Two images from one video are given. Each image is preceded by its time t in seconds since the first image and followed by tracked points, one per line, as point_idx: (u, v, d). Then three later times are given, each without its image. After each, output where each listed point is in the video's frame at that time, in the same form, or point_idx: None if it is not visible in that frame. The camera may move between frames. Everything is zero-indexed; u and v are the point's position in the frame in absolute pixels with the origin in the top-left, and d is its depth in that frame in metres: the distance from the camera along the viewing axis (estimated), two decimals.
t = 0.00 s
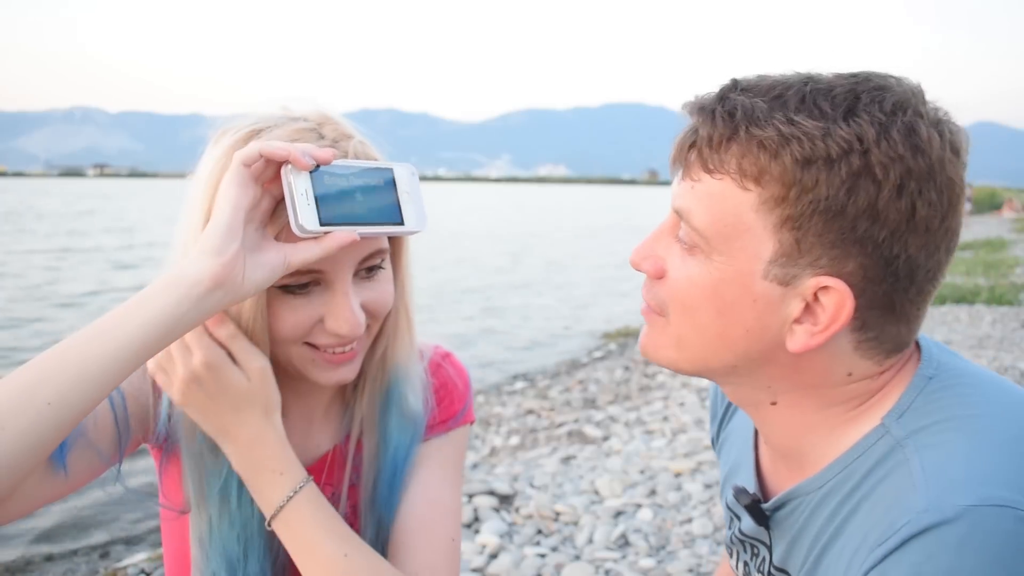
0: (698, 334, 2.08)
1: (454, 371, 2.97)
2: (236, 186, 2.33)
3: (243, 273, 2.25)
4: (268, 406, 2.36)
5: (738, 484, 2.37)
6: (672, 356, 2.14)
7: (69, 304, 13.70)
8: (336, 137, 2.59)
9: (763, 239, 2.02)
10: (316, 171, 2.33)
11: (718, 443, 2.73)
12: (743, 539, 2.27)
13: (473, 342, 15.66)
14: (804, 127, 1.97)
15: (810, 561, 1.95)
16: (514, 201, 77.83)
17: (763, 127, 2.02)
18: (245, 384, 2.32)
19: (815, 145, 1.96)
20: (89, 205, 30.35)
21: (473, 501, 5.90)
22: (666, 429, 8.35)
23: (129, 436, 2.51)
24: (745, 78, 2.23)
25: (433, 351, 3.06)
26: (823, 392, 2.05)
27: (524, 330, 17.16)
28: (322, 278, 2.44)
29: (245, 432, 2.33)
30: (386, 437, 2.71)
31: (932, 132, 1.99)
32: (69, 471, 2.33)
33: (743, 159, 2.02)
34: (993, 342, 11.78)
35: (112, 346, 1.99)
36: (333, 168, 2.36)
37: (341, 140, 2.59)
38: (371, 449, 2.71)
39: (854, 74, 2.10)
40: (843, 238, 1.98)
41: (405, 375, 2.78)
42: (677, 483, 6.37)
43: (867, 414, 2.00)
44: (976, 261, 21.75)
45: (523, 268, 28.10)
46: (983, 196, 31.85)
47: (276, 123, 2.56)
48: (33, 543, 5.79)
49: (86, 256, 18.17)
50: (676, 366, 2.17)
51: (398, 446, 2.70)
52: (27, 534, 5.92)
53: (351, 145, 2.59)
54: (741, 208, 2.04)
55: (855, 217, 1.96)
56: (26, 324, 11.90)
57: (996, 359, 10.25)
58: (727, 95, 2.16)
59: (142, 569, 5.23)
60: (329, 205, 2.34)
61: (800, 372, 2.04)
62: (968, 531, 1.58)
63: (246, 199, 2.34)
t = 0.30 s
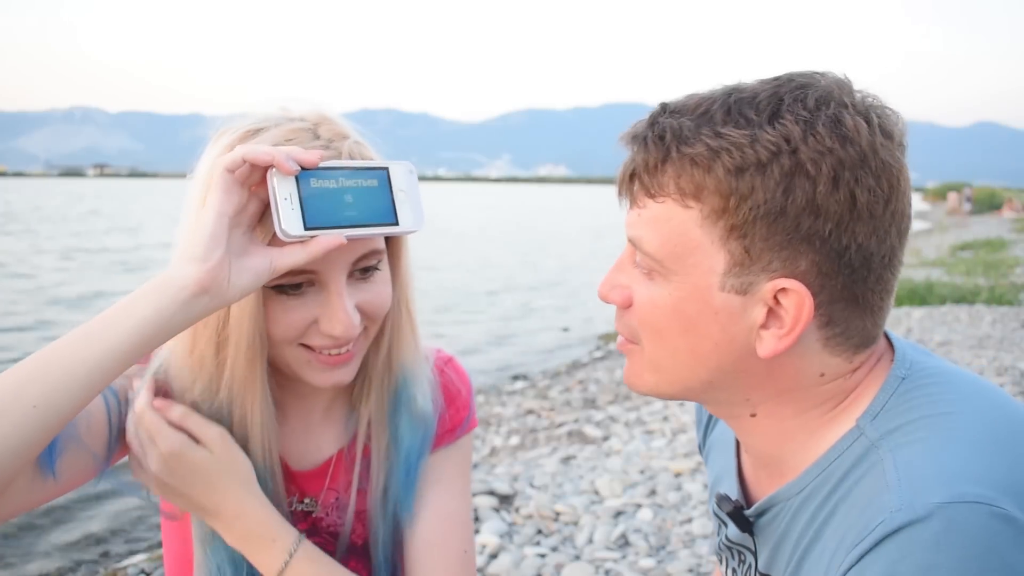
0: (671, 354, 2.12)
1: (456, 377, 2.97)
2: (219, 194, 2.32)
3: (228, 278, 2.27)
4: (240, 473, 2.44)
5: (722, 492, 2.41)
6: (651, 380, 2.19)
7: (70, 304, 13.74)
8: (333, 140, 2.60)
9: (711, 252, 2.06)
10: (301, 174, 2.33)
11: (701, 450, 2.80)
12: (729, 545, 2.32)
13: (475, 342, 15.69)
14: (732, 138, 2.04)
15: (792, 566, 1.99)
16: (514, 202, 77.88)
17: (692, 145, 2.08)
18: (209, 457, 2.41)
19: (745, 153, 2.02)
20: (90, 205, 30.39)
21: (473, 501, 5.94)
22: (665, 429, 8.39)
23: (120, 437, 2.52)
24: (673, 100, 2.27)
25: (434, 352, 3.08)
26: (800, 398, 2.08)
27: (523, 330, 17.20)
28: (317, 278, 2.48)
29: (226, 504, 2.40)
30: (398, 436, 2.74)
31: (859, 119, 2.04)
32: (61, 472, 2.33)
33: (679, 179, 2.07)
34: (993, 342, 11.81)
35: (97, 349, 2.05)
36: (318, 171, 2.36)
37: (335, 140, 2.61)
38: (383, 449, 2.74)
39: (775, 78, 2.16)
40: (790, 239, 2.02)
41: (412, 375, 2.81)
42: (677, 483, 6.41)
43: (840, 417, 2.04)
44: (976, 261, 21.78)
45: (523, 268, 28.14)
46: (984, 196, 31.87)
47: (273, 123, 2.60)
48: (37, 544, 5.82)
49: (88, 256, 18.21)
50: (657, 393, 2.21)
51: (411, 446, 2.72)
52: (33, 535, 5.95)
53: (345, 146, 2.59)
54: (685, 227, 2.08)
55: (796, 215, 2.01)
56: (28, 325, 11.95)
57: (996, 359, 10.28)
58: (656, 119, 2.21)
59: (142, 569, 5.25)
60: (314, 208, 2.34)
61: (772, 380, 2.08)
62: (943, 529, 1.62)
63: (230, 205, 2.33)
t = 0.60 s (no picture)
0: (666, 362, 2.10)
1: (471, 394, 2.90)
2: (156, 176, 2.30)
3: (167, 258, 2.29)
4: None
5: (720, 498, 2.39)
6: (648, 390, 2.18)
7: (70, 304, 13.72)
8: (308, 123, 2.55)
9: (702, 260, 2.04)
10: (244, 156, 2.29)
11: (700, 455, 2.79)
12: (728, 550, 2.29)
13: (475, 342, 15.67)
14: (718, 144, 2.03)
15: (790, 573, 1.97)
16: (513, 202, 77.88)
17: (679, 153, 2.06)
18: None
19: (732, 159, 2.01)
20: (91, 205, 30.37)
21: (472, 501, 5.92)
22: (665, 429, 8.37)
23: (96, 422, 2.39)
24: (659, 107, 2.26)
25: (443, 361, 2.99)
26: (795, 405, 2.07)
27: (524, 330, 17.18)
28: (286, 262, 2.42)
29: None
30: (406, 430, 2.72)
31: (847, 121, 2.02)
32: (19, 441, 2.27)
33: (667, 187, 2.06)
34: (993, 342, 11.79)
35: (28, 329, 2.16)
36: (264, 154, 2.30)
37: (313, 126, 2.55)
38: (392, 442, 2.72)
39: (761, 82, 2.15)
40: (781, 244, 2.01)
41: (414, 367, 2.76)
42: (677, 483, 6.39)
43: (835, 424, 2.02)
44: (976, 261, 21.77)
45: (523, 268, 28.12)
46: (984, 196, 31.86)
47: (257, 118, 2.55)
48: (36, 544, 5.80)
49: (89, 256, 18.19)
50: (654, 404, 2.21)
51: (423, 436, 2.71)
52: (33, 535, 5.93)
53: (322, 129, 2.54)
54: (673, 235, 2.07)
55: (786, 220, 1.99)
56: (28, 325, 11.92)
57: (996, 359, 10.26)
58: (643, 127, 2.20)
59: (141, 569, 5.21)
60: (257, 190, 2.31)
61: (768, 389, 2.06)
62: (942, 534, 1.60)
63: (182, 183, 2.34)
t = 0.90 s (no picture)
0: (672, 365, 2.09)
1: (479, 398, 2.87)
2: (127, 176, 2.33)
3: (140, 253, 2.32)
4: None
5: (723, 501, 2.37)
6: (654, 393, 2.16)
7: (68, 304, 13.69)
8: (296, 113, 2.53)
9: (711, 262, 2.03)
10: (208, 150, 2.33)
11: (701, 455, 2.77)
12: (732, 552, 2.26)
13: (474, 342, 15.66)
14: (729, 145, 2.01)
15: None
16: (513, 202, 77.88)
17: (689, 153, 2.05)
18: None
19: (743, 160, 2.00)
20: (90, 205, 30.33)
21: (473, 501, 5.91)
22: (665, 429, 8.35)
23: (102, 423, 2.37)
24: (667, 106, 2.25)
25: (453, 367, 2.98)
26: (804, 408, 2.05)
27: (523, 330, 17.16)
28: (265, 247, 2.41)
29: None
30: (376, 430, 2.66)
31: (860, 122, 2.01)
32: (22, 448, 2.25)
33: (677, 188, 2.04)
34: (993, 342, 11.77)
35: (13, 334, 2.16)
36: (227, 147, 2.32)
37: (298, 116, 2.52)
38: (377, 451, 2.65)
39: (772, 81, 2.14)
40: (791, 246, 1.99)
41: (384, 366, 2.65)
42: (677, 483, 6.37)
43: (844, 427, 2.01)
44: (976, 262, 21.75)
45: (523, 268, 28.11)
46: (984, 196, 31.86)
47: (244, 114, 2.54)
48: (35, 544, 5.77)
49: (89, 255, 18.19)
50: (660, 406, 2.18)
51: (384, 438, 2.65)
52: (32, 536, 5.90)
53: (305, 118, 2.51)
54: (683, 235, 2.05)
55: (797, 222, 1.98)
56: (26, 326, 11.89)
57: (996, 359, 10.24)
58: (651, 126, 2.18)
59: (141, 569, 5.18)
60: (222, 183, 2.33)
61: (776, 391, 2.05)
62: (952, 539, 1.59)
63: (155, 182, 2.36)
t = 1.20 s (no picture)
0: (675, 359, 2.07)
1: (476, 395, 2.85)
2: (114, 190, 2.31)
3: (137, 266, 2.32)
4: None
5: (724, 502, 2.35)
6: (654, 386, 2.15)
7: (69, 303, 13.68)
8: (282, 114, 2.51)
9: (721, 255, 2.01)
10: (195, 157, 2.33)
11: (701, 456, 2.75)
12: (733, 553, 2.25)
13: (474, 342, 15.65)
14: (746, 138, 1.99)
15: None
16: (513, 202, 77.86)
17: (705, 144, 2.03)
18: None
19: (760, 154, 1.98)
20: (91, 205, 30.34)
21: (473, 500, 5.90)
22: (666, 429, 8.34)
23: (103, 434, 2.36)
24: (684, 96, 2.23)
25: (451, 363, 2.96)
26: (809, 407, 2.03)
27: (523, 330, 17.14)
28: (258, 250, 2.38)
29: None
30: (377, 428, 2.65)
31: (879, 122, 1.99)
32: (25, 469, 2.23)
33: (691, 178, 2.02)
34: (993, 342, 11.75)
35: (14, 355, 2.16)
36: (213, 152, 2.32)
37: (285, 117, 2.51)
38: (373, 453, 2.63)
39: (791, 77, 2.12)
40: (804, 243, 1.98)
41: (387, 361, 2.66)
42: (677, 483, 6.36)
43: (848, 427, 1.99)
44: (976, 262, 21.73)
45: (523, 268, 28.10)
46: (984, 196, 31.84)
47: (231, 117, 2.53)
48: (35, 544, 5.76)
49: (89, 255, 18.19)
50: (658, 398, 2.17)
51: (386, 439, 2.63)
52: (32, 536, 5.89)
53: (291, 119, 2.49)
54: (695, 229, 2.03)
55: (812, 219, 1.96)
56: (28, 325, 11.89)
57: (996, 359, 10.22)
58: (667, 116, 2.16)
59: (141, 569, 5.16)
60: (210, 188, 2.32)
61: (780, 389, 2.03)
62: (959, 542, 1.57)
63: (143, 192, 2.36)
